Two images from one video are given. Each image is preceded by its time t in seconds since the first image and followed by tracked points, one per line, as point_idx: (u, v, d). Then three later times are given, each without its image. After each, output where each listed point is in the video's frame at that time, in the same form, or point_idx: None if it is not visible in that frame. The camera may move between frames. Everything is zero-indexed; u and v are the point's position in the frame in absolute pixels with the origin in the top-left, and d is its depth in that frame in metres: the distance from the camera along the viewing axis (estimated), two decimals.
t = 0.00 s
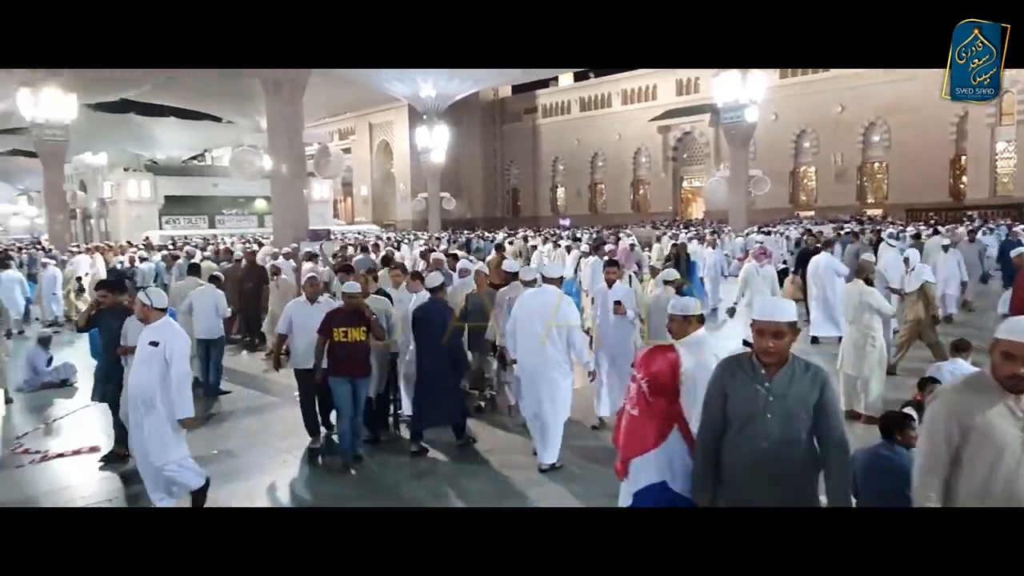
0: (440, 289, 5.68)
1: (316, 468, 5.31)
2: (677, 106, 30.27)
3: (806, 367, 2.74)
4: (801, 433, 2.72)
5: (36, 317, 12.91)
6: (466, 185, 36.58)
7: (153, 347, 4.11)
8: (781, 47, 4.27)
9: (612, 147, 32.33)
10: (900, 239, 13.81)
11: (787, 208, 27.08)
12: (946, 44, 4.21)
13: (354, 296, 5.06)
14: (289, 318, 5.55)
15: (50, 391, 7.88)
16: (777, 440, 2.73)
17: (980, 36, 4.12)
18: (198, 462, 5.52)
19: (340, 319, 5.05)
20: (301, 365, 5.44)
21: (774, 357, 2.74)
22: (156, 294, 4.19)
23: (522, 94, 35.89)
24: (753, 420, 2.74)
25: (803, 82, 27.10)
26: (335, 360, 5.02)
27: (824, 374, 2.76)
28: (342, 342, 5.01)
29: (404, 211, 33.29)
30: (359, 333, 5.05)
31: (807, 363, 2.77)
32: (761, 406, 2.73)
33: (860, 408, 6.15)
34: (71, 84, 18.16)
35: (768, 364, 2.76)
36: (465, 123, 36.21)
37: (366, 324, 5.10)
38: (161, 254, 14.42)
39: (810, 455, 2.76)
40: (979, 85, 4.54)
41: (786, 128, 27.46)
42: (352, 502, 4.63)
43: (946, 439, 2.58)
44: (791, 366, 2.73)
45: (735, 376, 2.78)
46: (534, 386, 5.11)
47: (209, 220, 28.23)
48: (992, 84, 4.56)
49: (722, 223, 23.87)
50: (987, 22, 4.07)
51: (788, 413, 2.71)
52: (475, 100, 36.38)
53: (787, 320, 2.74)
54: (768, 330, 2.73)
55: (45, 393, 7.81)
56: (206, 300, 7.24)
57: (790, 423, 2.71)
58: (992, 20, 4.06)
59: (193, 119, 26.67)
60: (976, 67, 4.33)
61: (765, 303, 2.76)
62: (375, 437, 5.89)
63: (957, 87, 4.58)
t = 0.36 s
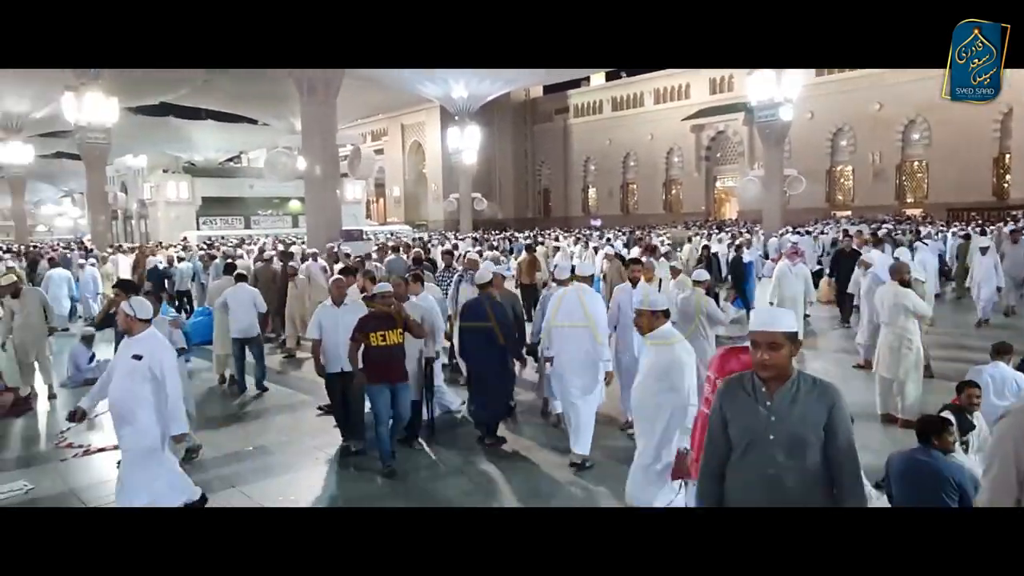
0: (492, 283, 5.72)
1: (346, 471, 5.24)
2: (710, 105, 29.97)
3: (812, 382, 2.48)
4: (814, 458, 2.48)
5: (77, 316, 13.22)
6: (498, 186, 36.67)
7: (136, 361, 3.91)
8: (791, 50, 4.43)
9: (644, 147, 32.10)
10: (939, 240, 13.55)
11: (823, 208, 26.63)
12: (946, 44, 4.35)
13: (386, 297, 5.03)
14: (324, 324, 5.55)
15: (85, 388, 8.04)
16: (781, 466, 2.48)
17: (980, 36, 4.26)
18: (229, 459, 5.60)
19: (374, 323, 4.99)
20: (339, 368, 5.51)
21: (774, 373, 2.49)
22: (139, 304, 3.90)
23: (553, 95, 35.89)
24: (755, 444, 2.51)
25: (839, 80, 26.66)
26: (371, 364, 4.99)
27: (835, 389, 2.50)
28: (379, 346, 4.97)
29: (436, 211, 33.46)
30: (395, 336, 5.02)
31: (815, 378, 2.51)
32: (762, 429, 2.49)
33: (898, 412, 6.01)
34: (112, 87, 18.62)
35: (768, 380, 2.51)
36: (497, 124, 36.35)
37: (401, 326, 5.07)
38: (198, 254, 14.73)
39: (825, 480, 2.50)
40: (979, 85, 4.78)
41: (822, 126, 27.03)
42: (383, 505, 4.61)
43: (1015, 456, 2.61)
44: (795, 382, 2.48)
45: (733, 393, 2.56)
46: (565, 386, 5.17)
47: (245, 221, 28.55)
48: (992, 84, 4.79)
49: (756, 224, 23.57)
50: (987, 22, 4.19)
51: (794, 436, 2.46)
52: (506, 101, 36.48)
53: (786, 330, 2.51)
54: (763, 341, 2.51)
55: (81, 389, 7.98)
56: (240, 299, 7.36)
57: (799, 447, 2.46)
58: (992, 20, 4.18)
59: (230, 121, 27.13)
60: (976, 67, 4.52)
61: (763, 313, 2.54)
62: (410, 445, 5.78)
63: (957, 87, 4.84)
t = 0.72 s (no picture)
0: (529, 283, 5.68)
1: (382, 469, 5.29)
2: (747, 103, 29.55)
3: (819, 393, 2.41)
4: (817, 472, 2.41)
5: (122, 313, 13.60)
6: (531, 186, 36.66)
7: (120, 366, 3.74)
8: (776, 51, 4.59)
9: (679, 146, 31.77)
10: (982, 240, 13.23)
11: (864, 207, 26.06)
12: (946, 44, 4.46)
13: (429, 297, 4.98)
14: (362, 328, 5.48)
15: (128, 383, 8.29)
16: (781, 478, 2.42)
17: (980, 35, 4.39)
18: (267, 454, 5.71)
19: (418, 324, 4.89)
20: (381, 372, 5.46)
21: (776, 380, 2.44)
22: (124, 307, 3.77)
23: (587, 94, 35.80)
24: (754, 453, 2.48)
25: (880, 76, 26.11)
26: (415, 367, 4.89)
27: (845, 401, 2.42)
28: (425, 350, 4.87)
29: (469, 211, 33.57)
30: (439, 339, 4.91)
31: (823, 389, 2.44)
32: (760, 439, 2.46)
33: (941, 415, 5.87)
34: (156, 90, 19.13)
35: (772, 389, 2.47)
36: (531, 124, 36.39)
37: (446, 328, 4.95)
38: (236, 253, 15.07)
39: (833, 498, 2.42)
40: (979, 85, 4.85)
41: (863, 124, 26.47)
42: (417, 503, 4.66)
43: None
44: (800, 392, 2.42)
45: (735, 398, 2.54)
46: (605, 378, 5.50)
47: (282, 220, 29.03)
48: (992, 84, 4.87)
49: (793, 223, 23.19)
50: (987, 22, 4.32)
51: (794, 448, 2.40)
52: (540, 100, 36.49)
53: (788, 335, 2.47)
54: (765, 346, 2.48)
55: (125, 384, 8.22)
56: (284, 298, 7.50)
57: (799, 459, 2.40)
58: (992, 20, 4.32)
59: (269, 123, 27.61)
60: (976, 67, 4.62)
61: (768, 317, 2.51)
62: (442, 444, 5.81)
63: (957, 87, 4.90)
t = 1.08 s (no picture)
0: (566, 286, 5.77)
1: (411, 472, 5.34)
2: (779, 104, 29.17)
3: (807, 421, 2.30)
4: (794, 504, 2.30)
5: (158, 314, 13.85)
6: (560, 188, 36.62)
7: (79, 376, 3.95)
8: (784, 54, 4.55)
9: (710, 148, 31.47)
10: None
11: (900, 209, 25.59)
12: (945, 44, 4.42)
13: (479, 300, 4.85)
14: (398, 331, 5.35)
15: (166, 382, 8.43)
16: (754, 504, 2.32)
17: (980, 36, 4.35)
18: (296, 455, 5.78)
19: (469, 328, 4.79)
20: (413, 378, 5.33)
21: (763, 403, 2.35)
22: (80, 316, 3.98)
23: (617, 96, 35.68)
24: (731, 473, 2.40)
25: (917, 75, 25.59)
26: (462, 371, 4.80)
27: (836, 435, 2.27)
28: (475, 353, 4.78)
29: (498, 214, 33.66)
30: (488, 342, 4.81)
31: (816, 419, 2.30)
32: (737, 460, 2.39)
33: (982, 422, 5.76)
34: (190, 96, 19.50)
35: (759, 412, 2.38)
36: (560, 127, 36.41)
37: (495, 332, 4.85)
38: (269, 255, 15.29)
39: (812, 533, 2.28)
40: (979, 85, 4.81)
41: (899, 125, 25.97)
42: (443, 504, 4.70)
43: None
44: (787, 418, 2.32)
45: (726, 417, 2.48)
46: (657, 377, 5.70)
47: (314, 223, 29.42)
48: (992, 84, 4.83)
49: (827, 225, 22.83)
50: (987, 22, 4.28)
51: (769, 474, 2.30)
52: (569, 103, 36.47)
53: (781, 355, 2.37)
54: (757, 367, 2.39)
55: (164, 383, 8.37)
56: (330, 299, 7.55)
57: (772, 487, 2.29)
58: (992, 20, 4.28)
59: (301, 128, 27.97)
60: (976, 67, 4.58)
61: (763, 334, 2.42)
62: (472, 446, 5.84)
63: (957, 87, 4.85)
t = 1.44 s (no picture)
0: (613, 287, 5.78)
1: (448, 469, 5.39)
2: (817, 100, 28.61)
3: (766, 422, 2.29)
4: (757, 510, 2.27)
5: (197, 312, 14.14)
6: (594, 187, 36.49)
7: (51, 393, 3.59)
8: (797, 53, 4.58)
9: (745, 145, 31.05)
10: None
11: (943, 207, 24.96)
12: (946, 44, 4.46)
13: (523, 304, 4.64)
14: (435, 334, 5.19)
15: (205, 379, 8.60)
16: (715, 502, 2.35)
17: (980, 35, 4.40)
18: (322, 456, 5.76)
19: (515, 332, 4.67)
20: (453, 383, 5.17)
21: (737, 412, 2.37)
22: (55, 326, 3.58)
23: (651, 93, 35.40)
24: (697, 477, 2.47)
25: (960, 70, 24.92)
26: (508, 376, 4.64)
27: (798, 443, 2.25)
28: (522, 357, 4.65)
29: (531, 213, 33.65)
30: (536, 347, 4.69)
31: (780, 425, 2.29)
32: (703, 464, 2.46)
33: None
34: (228, 98, 19.88)
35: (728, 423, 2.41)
36: (593, 125, 36.29)
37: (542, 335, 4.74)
38: (305, 254, 15.51)
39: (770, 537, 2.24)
40: (979, 85, 4.80)
41: (942, 121, 25.33)
42: (479, 505, 4.67)
43: None
44: (750, 424, 2.31)
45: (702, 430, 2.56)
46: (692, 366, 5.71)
47: (348, 223, 29.77)
48: (992, 84, 4.82)
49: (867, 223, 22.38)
50: (987, 22, 4.35)
51: (728, 483, 2.30)
52: (602, 101, 36.31)
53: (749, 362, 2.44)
54: (727, 373, 2.44)
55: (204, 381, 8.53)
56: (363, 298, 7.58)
57: (730, 498, 2.30)
58: (992, 20, 4.35)
59: (336, 128, 28.29)
60: (976, 67, 4.60)
61: (722, 343, 2.49)
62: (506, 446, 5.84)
63: (957, 87, 4.83)
